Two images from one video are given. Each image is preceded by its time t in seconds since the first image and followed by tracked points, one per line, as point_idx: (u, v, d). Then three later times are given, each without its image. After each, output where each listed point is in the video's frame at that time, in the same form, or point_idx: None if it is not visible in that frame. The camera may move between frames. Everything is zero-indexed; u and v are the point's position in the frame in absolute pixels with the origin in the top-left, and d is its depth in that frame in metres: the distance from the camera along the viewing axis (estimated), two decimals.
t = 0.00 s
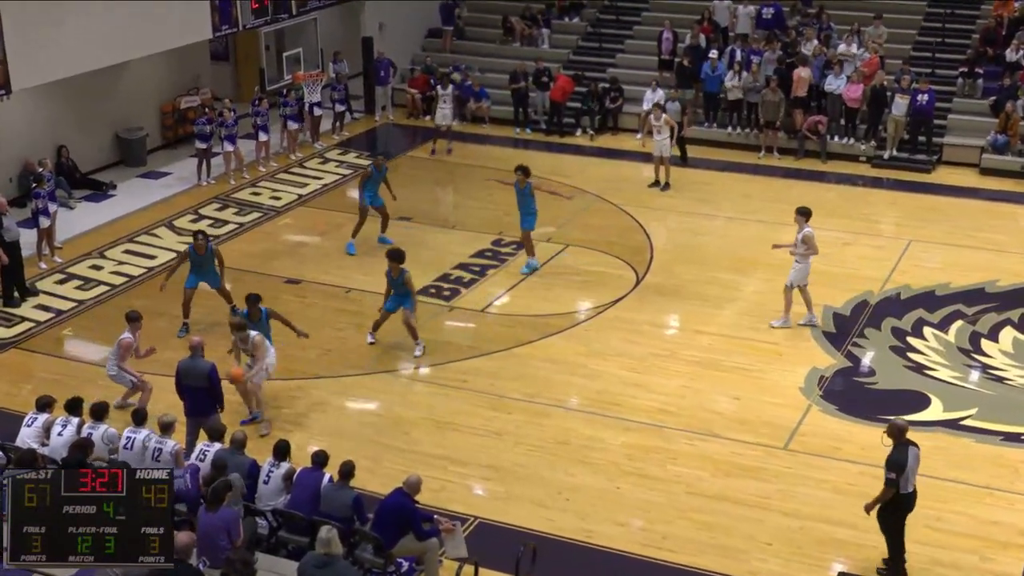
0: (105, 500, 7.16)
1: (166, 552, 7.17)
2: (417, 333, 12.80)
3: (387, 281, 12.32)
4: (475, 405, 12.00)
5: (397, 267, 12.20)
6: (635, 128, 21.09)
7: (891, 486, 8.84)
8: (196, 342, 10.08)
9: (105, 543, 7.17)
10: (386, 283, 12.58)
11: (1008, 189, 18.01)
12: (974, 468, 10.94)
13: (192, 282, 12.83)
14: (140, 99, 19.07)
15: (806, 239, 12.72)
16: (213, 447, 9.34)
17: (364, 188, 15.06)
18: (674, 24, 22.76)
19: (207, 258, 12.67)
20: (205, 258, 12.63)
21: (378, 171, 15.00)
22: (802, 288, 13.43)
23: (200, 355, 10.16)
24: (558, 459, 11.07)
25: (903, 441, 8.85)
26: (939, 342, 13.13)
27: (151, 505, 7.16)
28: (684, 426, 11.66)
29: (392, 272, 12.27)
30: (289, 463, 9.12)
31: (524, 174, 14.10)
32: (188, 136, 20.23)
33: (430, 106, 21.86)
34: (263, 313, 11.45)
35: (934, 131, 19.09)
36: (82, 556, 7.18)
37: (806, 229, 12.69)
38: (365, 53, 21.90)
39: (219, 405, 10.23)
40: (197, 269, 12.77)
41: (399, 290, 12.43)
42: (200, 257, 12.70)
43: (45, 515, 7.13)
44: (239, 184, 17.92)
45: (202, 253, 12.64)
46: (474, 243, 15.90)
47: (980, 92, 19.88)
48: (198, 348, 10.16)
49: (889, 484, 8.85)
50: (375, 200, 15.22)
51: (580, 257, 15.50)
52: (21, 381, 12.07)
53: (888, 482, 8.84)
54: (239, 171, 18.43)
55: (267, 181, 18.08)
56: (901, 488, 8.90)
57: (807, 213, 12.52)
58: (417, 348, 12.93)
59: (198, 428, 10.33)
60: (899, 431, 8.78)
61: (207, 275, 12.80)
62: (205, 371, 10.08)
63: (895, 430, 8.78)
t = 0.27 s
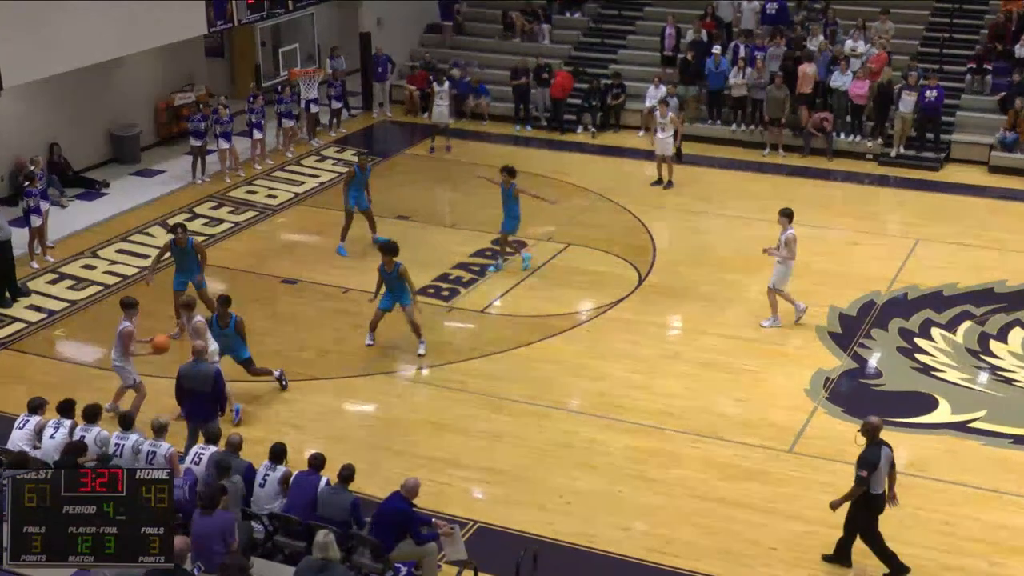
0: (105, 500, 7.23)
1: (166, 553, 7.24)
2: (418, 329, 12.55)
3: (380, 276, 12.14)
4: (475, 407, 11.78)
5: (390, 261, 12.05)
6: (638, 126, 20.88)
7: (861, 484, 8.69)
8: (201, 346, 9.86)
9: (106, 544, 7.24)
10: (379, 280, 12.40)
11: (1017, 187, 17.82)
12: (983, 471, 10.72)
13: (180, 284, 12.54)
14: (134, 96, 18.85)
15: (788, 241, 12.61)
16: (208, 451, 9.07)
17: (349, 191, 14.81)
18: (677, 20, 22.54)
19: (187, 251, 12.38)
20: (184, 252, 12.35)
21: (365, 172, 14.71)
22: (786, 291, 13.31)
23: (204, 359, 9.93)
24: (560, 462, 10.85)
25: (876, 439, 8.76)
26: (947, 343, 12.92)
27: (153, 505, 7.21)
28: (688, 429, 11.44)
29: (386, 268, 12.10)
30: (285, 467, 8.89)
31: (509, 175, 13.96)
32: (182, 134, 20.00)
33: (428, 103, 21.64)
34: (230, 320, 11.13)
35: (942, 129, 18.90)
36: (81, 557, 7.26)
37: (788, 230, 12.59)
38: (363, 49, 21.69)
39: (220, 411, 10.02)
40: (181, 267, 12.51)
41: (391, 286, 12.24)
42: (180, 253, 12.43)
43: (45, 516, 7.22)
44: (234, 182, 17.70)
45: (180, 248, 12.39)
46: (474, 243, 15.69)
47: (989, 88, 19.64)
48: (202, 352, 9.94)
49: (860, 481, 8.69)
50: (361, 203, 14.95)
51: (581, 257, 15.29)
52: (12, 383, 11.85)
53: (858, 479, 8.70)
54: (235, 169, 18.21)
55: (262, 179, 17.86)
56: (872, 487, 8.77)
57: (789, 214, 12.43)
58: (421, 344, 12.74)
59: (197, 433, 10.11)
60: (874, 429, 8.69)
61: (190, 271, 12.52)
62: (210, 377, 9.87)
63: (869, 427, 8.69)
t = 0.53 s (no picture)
0: (105, 499, 6.85)
1: (166, 553, 6.90)
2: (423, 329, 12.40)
3: (395, 275, 11.92)
4: (474, 409, 11.59)
5: (407, 259, 11.87)
6: (640, 123, 20.71)
7: (842, 482, 8.43)
8: (199, 347, 9.65)
9: (106, 545, 6.86)
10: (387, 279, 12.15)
11: None
12: (991, 474, 10.51)
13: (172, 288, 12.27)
14: (128, 94, 18.68)
15: (776, 236, 12.43)
16: (203, 454, 8.78)
17: (341, 187, 14.61)
18: (680, 15, 22.36)
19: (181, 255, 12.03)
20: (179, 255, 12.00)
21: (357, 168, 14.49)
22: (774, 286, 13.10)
23: (201, 361, 9.71)
24: (561, 465, 10.65)
25: (857, 435, 8.44)
26: (955, 344, 12.73)
27: (152, 505, 6.87)
28: (690, 431, 11.24)
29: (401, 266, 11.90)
30: (282, 470, 8.66)
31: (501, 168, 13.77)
32: (176, 131, 19.82)
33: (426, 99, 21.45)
34: (246, 305, 11.07)
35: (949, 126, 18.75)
36: (81, 557, 6.86)
37: (775, 225, 12.42)
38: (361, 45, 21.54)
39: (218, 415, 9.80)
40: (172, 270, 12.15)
41: (402, 285, 12.03)
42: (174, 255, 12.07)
43: (45, 515, 6.82)
44: (230, 180, 17.51)
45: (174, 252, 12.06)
46: (473, 242, 15.50)
47: (997, 85, 19.55)
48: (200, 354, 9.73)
49: (840, 479, 8.44)
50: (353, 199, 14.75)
51: (583, 256, 15.10)
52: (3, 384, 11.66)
53: (838, 478, 8.44)
54: (230, 167, 18.02)
55: (258, 177, 17.68)
56: (851, 483, 8.51)
57: (775, 210, 12.25)
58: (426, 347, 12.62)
59: (195, 438, 9.88)
60: (853, 425, 8.35)
61: (182, 276, 12.15)
62: (208, 380, 9.66)
63: (848, 423, 8.35)
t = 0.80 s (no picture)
0: (105, 499, 6.74)
1: (166, 553, 6.77)
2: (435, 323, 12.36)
3: (413, 267, 11.79)
4: (474, 410, 11.49)
5: (422, 249, 11.80)
6: (641, 121, 20.62)
7: (820, 490, 8.27)
8: (196, 348, 9.55)
9: (106, 545, 6.75)
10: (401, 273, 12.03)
11: None
12: (995, 475, 10.41)
13: (167, 291, 12.10)
14: (125, 93, 18.60)
15: (768, 237, 12.41)
16: (201, 454, 8.65)
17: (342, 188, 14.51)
18: (682, 13, 22.27)
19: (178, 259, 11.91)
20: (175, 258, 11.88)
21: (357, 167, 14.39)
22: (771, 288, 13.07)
23: (199, 362, 9.60)
24: (561, 466, 10.55)
25: (833, 439, 8.28)
26: (958, 344, 12.63)
27: (152, 506, 6.75)
28: (692, 432, 11.14)
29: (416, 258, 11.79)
30: (280, 471, 8.51)
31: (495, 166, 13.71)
32: (174, 130, 19.73)
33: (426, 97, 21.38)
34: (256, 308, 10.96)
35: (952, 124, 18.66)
36: (81, 557, 6.75)
37: (765, 226, 12.40)
38: (360, 42, 21.47)
39: (218, 416, 9.69)
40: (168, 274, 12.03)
41: (417, 276, 11.97)
42: (171, 258, 11.96)
43: (45, 515, 6.72)
44: (228, 179, 17.41)
45: (171, 255, 11.93)
46: (473, 241, 15.40)
47: (1001, 83, 19.47)
48: (198, 355, 9.61)
49: (819, 486, 8.28)
50: (352, 199, 14.66)
51: (583, 256, 15.00)
52: None
53: (817, 484, 8.28)
54: (228, 166, 17.93)
55: (256, 176, 17.59)
56: (831, 489, 8.35)
57: (763, 211, 12.24)
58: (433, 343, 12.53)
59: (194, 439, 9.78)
60: (829, 431, 8.18)
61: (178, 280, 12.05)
62: (206, 381, 9.55)
63: (823, 428, 8.19)
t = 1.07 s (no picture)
0: (106, 499, 6.72)
1: (166, 553, 6.74)
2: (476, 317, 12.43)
3: (430, 278, 11.83)
4: (474, 410, 11.46)
5: (441, 261, 11.82)
6: (642, 121, 20.60)
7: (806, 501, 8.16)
8: (197, 349, 9.52)
9: (106, 545, 6.73)
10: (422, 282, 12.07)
11: None
12: (996, 476, 10.38)
13: (163, 297, 11.96)
14: (124, 92, 18.58)
15: (772, 244, 12.37)
16: (200, 455, 8.64)
17: (342, 188, 14.44)
18: (682, 13, 22.25)
19: (171, 266, 11.87)
20: (168, 265, 11.83)
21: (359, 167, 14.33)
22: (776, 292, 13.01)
23: (201, 363, 9.57)
24: (561, 467, 10.53)
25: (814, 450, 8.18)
26: (959, 345, 12.61)
27: (152, 506, 6.72)
28: (692, 433, 11.11)
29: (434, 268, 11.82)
30: (280, 472, 8.49)
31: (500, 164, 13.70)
32: (174, 129, 19.71)
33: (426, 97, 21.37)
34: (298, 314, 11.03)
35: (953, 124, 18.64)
36: (81, 557, 6.73)
37: (769, 233, 12.36)
38: (359, 42, 21.52)
39: (219, 416, 9.67)
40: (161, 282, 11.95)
41: (436, 286, 11.96)
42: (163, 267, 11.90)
43: (45, 515, 6.70)
44: (227, 179, 17.39)
45: (163, 263, 11.88)
46: (473, 241, 15.38)
47: (1002, 83, 19.44)
48: (199, 354, 9.58)
49: (804, 497, 8.18)
50: (353, 199, 14.62)
51: (584, 256, 14.97)
52: None
53: (802, 496, 8.19)
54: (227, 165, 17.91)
55: (255, 175, 17.57)
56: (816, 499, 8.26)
57: (765, 219, 12.19)
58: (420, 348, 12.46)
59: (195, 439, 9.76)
60: (809, 441, 8.09)
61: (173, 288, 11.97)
62: (206, 381, 9.52)
63: (804, 438, 8.10)
